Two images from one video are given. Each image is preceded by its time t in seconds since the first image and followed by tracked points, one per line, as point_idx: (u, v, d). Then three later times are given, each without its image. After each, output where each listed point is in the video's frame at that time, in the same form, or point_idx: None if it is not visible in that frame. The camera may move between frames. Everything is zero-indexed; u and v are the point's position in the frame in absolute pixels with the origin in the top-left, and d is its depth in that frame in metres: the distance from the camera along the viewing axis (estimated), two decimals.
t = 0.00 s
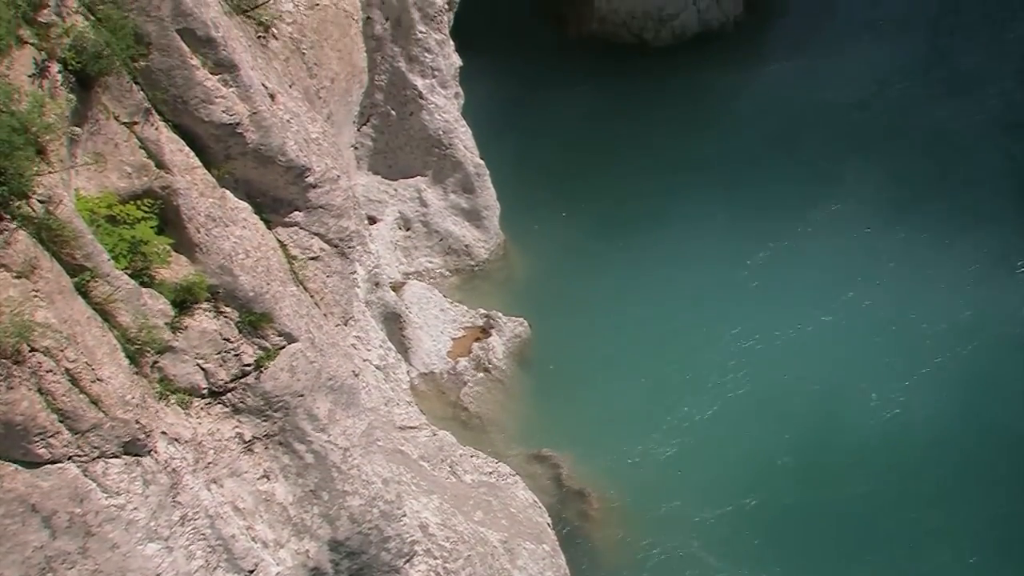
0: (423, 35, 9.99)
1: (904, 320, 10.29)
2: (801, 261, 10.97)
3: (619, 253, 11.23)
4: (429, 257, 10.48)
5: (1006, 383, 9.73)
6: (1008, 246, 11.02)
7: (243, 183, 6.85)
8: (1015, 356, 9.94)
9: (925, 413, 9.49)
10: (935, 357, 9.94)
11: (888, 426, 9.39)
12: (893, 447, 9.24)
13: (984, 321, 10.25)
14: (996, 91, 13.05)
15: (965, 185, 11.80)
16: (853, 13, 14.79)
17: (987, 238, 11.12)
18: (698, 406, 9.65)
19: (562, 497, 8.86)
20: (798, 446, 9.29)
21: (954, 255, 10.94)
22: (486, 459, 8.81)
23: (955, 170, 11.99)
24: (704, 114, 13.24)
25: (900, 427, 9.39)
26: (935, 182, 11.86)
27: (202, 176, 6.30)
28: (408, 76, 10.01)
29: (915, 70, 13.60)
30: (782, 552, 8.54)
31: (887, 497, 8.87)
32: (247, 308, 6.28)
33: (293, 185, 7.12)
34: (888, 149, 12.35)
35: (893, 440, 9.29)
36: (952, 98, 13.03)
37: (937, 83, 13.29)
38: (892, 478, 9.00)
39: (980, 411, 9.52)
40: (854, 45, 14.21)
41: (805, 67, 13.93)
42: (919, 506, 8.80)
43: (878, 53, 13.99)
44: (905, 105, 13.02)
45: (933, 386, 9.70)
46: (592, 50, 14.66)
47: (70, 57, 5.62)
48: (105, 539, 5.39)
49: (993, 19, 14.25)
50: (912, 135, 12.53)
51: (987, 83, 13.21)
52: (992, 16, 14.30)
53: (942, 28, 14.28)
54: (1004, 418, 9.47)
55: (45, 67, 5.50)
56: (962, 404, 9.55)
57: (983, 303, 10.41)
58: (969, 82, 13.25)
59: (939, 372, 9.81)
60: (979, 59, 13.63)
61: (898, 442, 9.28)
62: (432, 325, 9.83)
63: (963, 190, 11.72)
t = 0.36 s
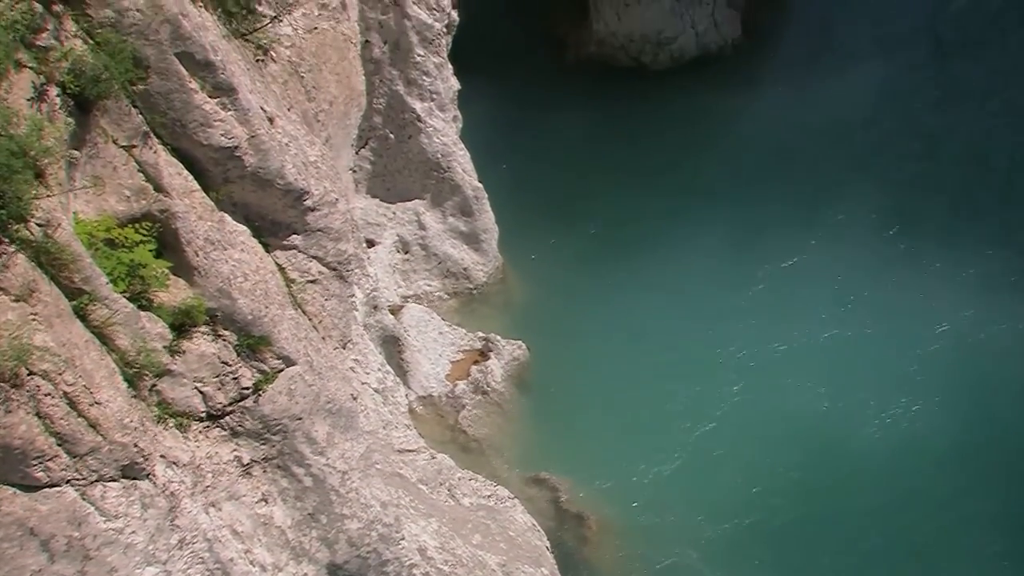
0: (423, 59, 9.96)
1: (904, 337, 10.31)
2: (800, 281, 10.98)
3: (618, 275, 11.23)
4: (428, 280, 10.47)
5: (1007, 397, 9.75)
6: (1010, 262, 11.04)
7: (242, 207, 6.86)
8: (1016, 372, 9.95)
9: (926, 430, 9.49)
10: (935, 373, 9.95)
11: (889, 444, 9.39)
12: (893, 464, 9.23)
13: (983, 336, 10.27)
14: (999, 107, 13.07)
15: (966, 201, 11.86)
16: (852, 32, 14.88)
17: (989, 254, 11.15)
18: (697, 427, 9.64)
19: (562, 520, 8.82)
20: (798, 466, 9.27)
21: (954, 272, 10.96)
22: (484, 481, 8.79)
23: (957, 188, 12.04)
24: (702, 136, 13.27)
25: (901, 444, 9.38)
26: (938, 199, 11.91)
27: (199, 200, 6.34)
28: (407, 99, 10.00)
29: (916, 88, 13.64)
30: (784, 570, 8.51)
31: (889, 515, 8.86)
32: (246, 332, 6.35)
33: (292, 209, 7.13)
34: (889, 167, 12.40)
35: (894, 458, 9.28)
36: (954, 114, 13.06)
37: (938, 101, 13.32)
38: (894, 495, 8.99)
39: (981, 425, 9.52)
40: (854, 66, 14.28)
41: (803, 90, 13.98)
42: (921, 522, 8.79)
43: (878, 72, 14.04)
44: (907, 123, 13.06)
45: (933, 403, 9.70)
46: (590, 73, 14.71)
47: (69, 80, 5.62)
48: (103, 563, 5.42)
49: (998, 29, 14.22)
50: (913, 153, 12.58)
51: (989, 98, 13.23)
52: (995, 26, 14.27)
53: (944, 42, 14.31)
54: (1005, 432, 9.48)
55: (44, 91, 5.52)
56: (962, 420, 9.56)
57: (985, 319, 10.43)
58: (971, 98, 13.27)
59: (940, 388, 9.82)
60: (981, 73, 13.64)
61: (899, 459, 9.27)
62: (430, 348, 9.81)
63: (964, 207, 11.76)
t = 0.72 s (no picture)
0: (422, 74, 9.91)
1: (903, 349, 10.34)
2: (798, 293, 11.00)
3: (616, 288, 11.26)
4: (427, 295, 10.48)
5: (1005, 409, 9.80)
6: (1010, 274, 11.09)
7: (241, 222, 6.86)
8: (1014, 384, 10.00)
9: (925, 442, 9.52)
10: (934, 385, 9.98)
11: (889, 456, 9.41)
12: (893, 476, 9.25)
13: (983, 348, 10.32)
14: (999, 120, 13.15)
15: (968, 213, 11.91)
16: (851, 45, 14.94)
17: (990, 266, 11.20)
18: (695, 439, 9.65)
19: (561, 535, 8.81)
20: (796, 477, 9.28)
21: (956, 284, 11.00)
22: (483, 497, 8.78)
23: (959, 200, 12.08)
24: (699, 151, 13.31)
25: (901, 457, 9.40)
26: (940, 211, 11.96)
27: (199, 215, 6.33)
28: (406, 114, 9.96)
29: (917, 100, 13.69)
30: None
31: (890, 527, 8.88)
32: (245, 347, 6.35)
33: (291, 224, 7.14)
34: (891, 180, 12.44)
35: (894, 469, 9.30)
36: (955, 127, 13.11)
37: (939, 113, 13.36)
38: (894, 507, 9.01)
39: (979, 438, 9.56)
40: (854, 79, 14.31)
41: (802, 103, 14.00)
42: (921, 535, 8.82)
43: (878, 85, 14.09)
44: (908, 136, 13.10)
45: (932, 414, 9.73)
46: (589, 88, 14.72)
47: (69, 95, 5.64)
48: None
49: (995, 44, 14.34)
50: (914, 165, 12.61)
51: (989, 111, 13.30)
52: (993, 42, 14.38)
53: (943, 55, 14.38)
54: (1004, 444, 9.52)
55: (43, 106, 5.54)
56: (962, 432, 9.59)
57: (986, 330, 10.48)
58: (971, 111, 13.33)
59: (938, 400, 9.85)
60: (982, 86, 13.71)
61: (899, 471, 9.30)
62: (430, 363, 9.80)
63: (965, 219, 11.82)
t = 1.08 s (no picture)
0: (422, 87, 9.87)
1: (904, 359, 10.37)
2: (797, 306, 10.99)
3: (617, 301, 11.24)
4: (427, 309, 10.43)
5: (1005, 417, 9.83)
6: (1011, 285, 11.10)
7: (241, 236, 6.87)
8: (1014, 394, 10.03)
9: (926, 453, 9.53)
10: (934, 396, 10.00)
11: (890, 467, 9.43)
12: (895, 488, 9.26)
13: (983, 357, 10.36)
14: (1003, 125, 13.13)
15: (970, 221, 11.93)
16: (852, 56, 14.94)
17: (991, 274, 11.23)
18: (695, 452, 9.64)
19: (561, 549, 8.78)
20: (797, 490, 9.28)
21: (958, 294, 11.03)
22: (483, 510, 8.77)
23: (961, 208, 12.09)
24: (699, 164, 13.30)
25: (901, 467, 9.43)
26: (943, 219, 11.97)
27: (199, 228, 6.33)
28: (406, 127, 9.92)
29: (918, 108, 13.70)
30: None
31: (891, 539, 8.88)
32: (244, 360, 6.35)
33: (291, 237, 7.16)
34: (892, 189, 12.45)
35: (896, 481, 9.32)
36: (958, 133, 13.10)
37: (941, 118, 13.35)
38: (895, 520, 9.01)
39: (980, 447, 9.58)
40: (855, 88, 14.32)
41: (801, 115, 13.99)
42: (924, 546, 8.83)
43: (879, 93, 14.10)
44: (910, 145, 13.10)
45: (933, 425, 9.76)
46: (590, 103, 14.55)
47: (69, 108, 5.65)
48: None
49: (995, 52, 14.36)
50: (918, 174, 12.62)
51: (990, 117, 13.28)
52: (994, 49, 14.39)
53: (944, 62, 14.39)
54: (1005, 453, 9.54)
55: (43, 119, 5.56)
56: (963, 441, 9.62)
57: (987, 339, 10.52)
58: (974, 116, 13.32)
59: (937, 411, 9.87)
60: (986, 90, 13.68)
61: (899, 484, 9.30)
62: (430, 376, 9.75)
63: (968, 229, 11.83)
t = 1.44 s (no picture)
0: (423, 108, 9.80)
1: (904, 378, 10.36)
2: (797, 325, 10.97)
3: (617, 321, 11.20)
4: (428, 329, 10.40)
5: (1006, 437, 9.83)
6: (1012, 304, 11.07)
7: (241, 256, 6.89)
8: (1016, 413, 10.03)
9: (927, 471, 9.54)
10: (935, 415, 10.01)
11: (891, 487, 9.41)
12: (896, 509, 9.25)
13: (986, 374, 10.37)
14: (1007, 137, 13.05)
15: (972, 238, 11.89)
16: (860, 57, 14.70)
17: (993, 293, 11.21)
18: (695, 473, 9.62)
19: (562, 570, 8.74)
20: (797, 512, 9.26)
21: (960, 311, 11.02)
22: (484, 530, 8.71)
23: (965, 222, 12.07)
24: (701, 175, 13.15)
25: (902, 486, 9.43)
26: (945, 234, 11.95)
27: (199, 249, 6.32)
28: (406, 147, 9.86)
29: (924, 116, 13.56)
30: None
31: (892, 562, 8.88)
32: (245, 381, 6.36)
33: (291, 258, 7.15)
34: (895, 203, 12.41)
35: (898, 501, 9.32)
36: (962, 142, 13.03)
37: (942, 129, 13.28)
38: (896, 542, 9.01)
39: (982, 465, 9.59)
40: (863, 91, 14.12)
41: (806, 121, 13.81)
42: (925, 567, 8.86)
43: (885, 96, 13.96)
44: (915, 154, 13.02)
45: (934, 444, 9.76)
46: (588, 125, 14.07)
47: (69, 129, 5.66)
48: None
49: (1002, 58, 14.21)
50: (923, 186, 12.58)
51: (989, 126, 13.22)
52: (1001, 56, 14.26)
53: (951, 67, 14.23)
54: (1006, 471, 9.55)
55: (44, 140, 5.58)
56: (966, 458, 9.64)
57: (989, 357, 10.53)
58: (980, 127, 13.24)
59: (939, 430, 9.88)
60: (991, 100, 13.60)
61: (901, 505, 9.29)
62: (431, 397, 9.67)
63: (971, 245, 11.80)
